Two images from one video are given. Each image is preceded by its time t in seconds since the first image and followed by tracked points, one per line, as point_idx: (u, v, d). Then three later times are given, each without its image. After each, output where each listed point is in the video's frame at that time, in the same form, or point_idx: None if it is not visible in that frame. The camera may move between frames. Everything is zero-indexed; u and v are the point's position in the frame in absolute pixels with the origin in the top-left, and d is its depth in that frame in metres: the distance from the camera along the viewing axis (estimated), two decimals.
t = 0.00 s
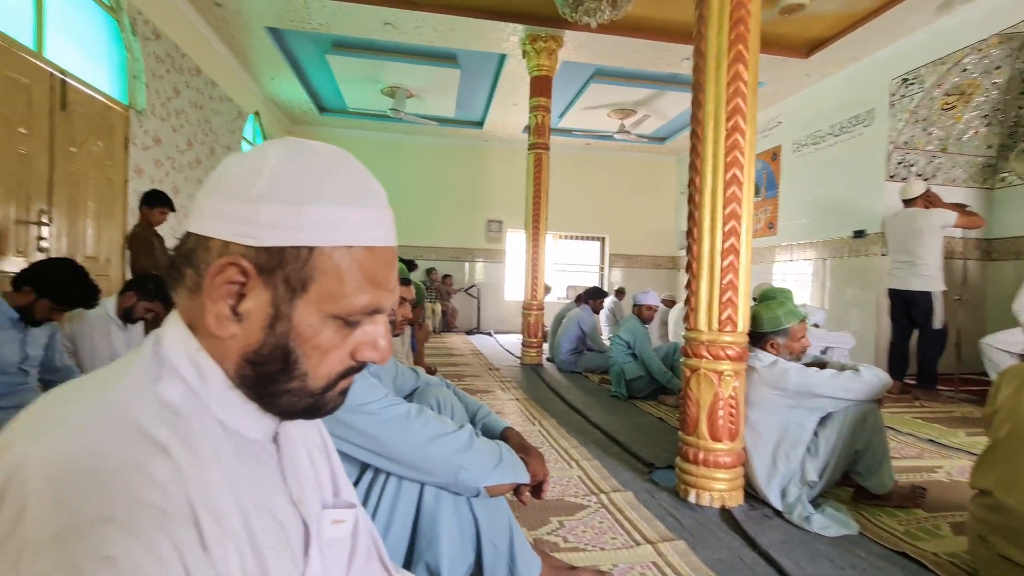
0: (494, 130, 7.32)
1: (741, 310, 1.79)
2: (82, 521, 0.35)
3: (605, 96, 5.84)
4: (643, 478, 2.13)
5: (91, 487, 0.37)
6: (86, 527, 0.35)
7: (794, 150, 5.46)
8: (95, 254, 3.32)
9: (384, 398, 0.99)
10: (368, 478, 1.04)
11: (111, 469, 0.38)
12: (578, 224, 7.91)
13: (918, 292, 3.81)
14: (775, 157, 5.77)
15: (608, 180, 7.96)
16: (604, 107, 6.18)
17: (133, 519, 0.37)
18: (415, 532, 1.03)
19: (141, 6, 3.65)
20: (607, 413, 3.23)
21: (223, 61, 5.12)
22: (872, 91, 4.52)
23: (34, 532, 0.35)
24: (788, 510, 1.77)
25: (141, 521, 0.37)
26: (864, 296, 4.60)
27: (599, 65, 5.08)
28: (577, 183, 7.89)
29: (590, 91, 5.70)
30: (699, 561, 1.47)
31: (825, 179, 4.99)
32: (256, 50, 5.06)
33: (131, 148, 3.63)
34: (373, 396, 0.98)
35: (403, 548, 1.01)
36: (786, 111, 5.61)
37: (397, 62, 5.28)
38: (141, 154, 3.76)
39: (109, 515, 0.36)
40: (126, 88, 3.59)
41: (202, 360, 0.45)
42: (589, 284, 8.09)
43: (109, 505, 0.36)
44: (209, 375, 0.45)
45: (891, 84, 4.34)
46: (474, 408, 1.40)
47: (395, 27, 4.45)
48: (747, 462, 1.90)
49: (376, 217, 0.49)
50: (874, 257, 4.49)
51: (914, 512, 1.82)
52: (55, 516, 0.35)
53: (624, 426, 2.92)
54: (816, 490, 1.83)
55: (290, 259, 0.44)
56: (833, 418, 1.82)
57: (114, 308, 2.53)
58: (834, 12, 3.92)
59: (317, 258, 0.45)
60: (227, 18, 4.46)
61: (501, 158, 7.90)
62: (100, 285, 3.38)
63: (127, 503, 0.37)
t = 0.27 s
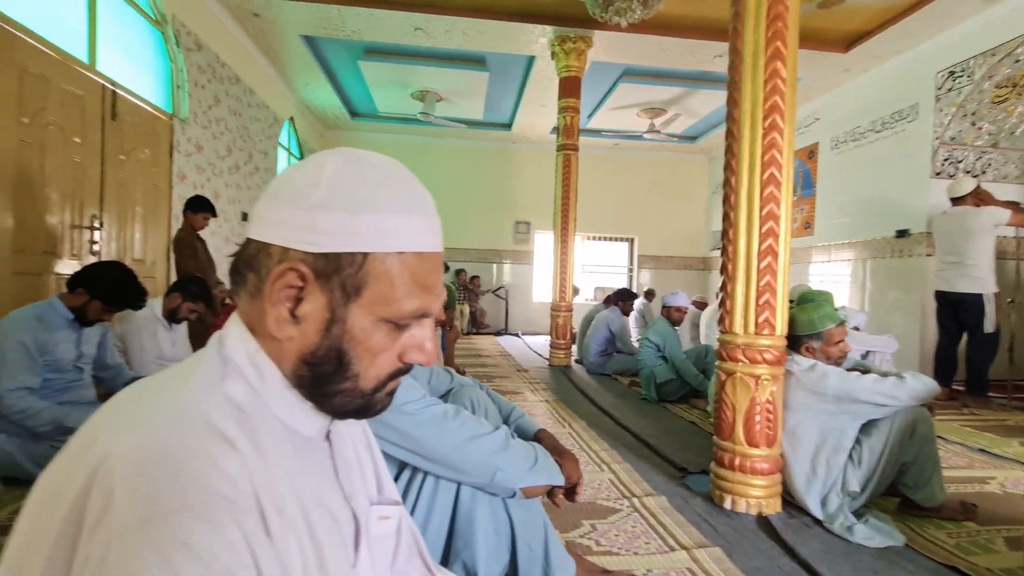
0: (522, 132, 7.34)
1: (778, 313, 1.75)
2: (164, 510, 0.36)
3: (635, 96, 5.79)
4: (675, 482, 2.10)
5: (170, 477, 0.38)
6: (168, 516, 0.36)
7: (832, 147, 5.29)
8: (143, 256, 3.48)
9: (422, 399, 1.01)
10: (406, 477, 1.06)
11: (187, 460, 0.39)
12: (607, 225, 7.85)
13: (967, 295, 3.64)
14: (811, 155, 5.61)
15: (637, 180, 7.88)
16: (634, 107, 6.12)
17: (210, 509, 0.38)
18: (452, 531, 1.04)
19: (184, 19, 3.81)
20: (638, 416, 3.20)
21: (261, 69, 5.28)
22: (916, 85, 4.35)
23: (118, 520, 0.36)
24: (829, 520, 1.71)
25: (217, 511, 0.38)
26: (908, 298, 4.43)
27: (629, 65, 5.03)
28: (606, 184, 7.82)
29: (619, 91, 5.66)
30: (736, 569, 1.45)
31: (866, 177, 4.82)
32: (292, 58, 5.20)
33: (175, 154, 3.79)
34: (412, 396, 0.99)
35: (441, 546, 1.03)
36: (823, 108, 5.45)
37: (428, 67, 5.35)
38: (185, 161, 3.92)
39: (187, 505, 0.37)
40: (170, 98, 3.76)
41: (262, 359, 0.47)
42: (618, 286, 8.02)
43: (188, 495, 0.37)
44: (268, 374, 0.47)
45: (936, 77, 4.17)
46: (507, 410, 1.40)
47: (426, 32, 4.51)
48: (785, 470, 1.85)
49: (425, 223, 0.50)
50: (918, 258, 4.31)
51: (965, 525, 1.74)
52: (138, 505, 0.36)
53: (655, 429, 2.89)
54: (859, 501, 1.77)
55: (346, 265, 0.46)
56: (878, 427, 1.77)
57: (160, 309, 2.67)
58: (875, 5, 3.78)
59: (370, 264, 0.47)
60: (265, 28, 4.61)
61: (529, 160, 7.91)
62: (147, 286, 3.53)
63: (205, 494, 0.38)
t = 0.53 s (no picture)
0: (552, 134, 7.33)
1: (822, 317, 1.70)
2: (237, 498, 0.37)
3: (667, 96, 5.71)
4: (712, 489, 2.06)
5: (241, 467, 0.39)
6: (242, 503, 0.37)
7: (876, 144, 5.09)
8: (189, 260, 3.63)
9: (461, 400, 1.02)
10: (444, 476, 1.07)
11: (257, 451, 0.40)
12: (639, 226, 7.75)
13: None
14: (854, 153, 5.42)
15: (669, 181, 7.75)
16: (666, 107, 6.04)
17: (279, 498, 0.39)
18: (489, 531, 1.05)
19: (228, 32, 3.96)
20: (672, 421, 3.15)
21: (298, 77, 5.44)
22: (968, 78, 4.14)
23: (194, 506, 0.37)
24: (875, 531, 1.65)
25: (285, 501, 0.39)
26: (959, 302, 4.22)
27: (661, 64, 4.97)
28: (638, 185, 7.73)
29: (651, 91, 5.59)
30: None
31: (913, 174, 4.61)
32: (328, 66, 5.34)
33: (219, 162, 3.94)
34: (451, 397, 1.01)
35: (479, 546, 1.03)
36: (866, 104, 5.25)
37: (459, 71, 5.41)
38: (227, 168, 4.07)
39: (258, 494, 0.38)
40: (214, 107, 3.91)
41: (319, 360, 0.48)
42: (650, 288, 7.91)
43: (259, 484, 0.38)
44: (324, 373, 0.48)
45: (990, 69, 3.96)
46: (542, 412, 1.41)
47: (457, 37, 4.56)
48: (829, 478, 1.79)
49: (474, 228, 0.51)
50: (970, 259, 4.10)
51: None
52: (212, 492, 0.37)
53: (690, 434, 2.83)
54: (909, 514, 1.70)
55: (399, 270, 0.47)
56: (930, 437, 1.70)
57: (205, 310, 2.79)
58: None
59: (423, 268, 0.48)
60: (303, 37, 4.74)
61: (560, 162, 7.90)
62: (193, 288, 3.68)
63: (274, 484, 0.39)
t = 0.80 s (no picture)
0: (580, 134, 7.30)
1: (864, 319, 1.65)
2: (295, 490, 0.39)
3: (698, 94, 5.61)
4: (747, 494, 2.01)
5: (297, 459, 0.40)
6: (299, 494, 0.39)
7: (919, 140, 4.89)
8: (228, 261, 3.76)
9: (496, 399, 1.02)
10: (478, 475, 1.08)
11: (312, 444, 0.41)
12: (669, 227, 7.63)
13: None
14: (895, 149, 5.22)
15: (700, 181, 7.62)
16: (697, 105, 5.94)
17: (332, 492, 0.40)
18: (523, 531, 1.05)
19: (265, 41, 4.09)
20: (704, 424, 3.09)
21: (331, 83, 5.57)
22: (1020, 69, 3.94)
23: (255, 496, 0.38)
24: (921, 543, 1.59)
25: (338, 494, 0.40)
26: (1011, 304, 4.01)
27: (692, 62, 4.89)
28: (667, 185, 7.61)
29: (682, 89, 5.50)
30: None
31: (959, 171, 4.42)
32: (359, 71, 5.45)
33: (256, 166, 4.07)
34: (487, 396, 1.01)
35: (512, 545, 1.04)
36: (909, 98, 5.05)
37: (487, 74, 5.44)
38: (264, 173, 4.20)
39: (314, 486, 0.39)
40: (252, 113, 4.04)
41: (366, 358, 0.50)
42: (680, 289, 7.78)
43: (312, 477, 0.40)
44: (371, 371, 0.50)
45: None
46: (574, 413, 1.40)
47: (486, 40, 4.59)
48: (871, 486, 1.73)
49: (515, 228, 0.52)
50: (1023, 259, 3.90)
51: None
52: (270, 482, 0.39)
53: (724, 439, 2.77)
54: (960, 526, 1.64)
55: (444, 270, 0.48)
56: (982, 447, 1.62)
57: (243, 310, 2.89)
58: None
59: (467, 268, 0.49)
60: (336, 44, 4.85)
61: (587, 162, 7.86)
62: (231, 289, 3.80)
63: (327, 477, 0.40)
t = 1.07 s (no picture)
0: (610, 136, 7.25)
1: (914, 324, 1.59)
2: (359, 485, 0.40)
3: (733, 93, 5.50)
4: (787, 504, 1.96)
5: (361, 454, 0.41)
6: (364, 489, 0.40)
7: (969, 137, 4.68)
8: (266, 263, 3.88)
9: (535, 400, 1.03)
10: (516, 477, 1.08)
11: (375, 440, 0.43)
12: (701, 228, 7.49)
13: None
14: (943, 147, 5.00)
15: (734, 181, 7.45)
16: (732, 104, 5.82)
17: (394, 488, 0.41)
18: (560, 534, 1.05)
19: (303, 49, 4.21)
20: (739, 431, 3.02)
21: (364, 89, 5.68)
22: None
23: (321, 491, 0.39)
24: (975, 559, 1.53)
25: (398, 490, 0.41)
26: None
27: (727, 60, 4.80)
28: (700, 186, 7.47)
29: (715, 89, 5.41)
30: None
31: (1012, 169, 4.21)
32: (392, 77, 5.55)
33: (293, 171, 4.19)
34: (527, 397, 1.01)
35: (550, 548, 1.03)
36: (958, 94, 4.84)
37: (518, 77, 5.47)
38: (301, 177, 4.32)
39: (377, 482, 0.41)
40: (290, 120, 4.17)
41: (419, 359, 0.51)
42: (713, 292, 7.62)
43: (376, 472, 0.41)
44: (423, 371, 0.51)
45: None
46: (609, 416, 1.39)
47: (517, 44, 4.61)
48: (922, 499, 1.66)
49: (566, 233, 0.53)
50: None
51: None
52: (337, 475, 0.40)
53: (760, 446, 2.70)
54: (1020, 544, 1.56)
55: (498, 274, 0.49)
56: None
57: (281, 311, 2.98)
58: None
59: (520, 272, 0.50)
60: (370, 51, 4.96)
61: (617, 164, 7.79)
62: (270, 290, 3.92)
63: (389, 473, 0.42)
